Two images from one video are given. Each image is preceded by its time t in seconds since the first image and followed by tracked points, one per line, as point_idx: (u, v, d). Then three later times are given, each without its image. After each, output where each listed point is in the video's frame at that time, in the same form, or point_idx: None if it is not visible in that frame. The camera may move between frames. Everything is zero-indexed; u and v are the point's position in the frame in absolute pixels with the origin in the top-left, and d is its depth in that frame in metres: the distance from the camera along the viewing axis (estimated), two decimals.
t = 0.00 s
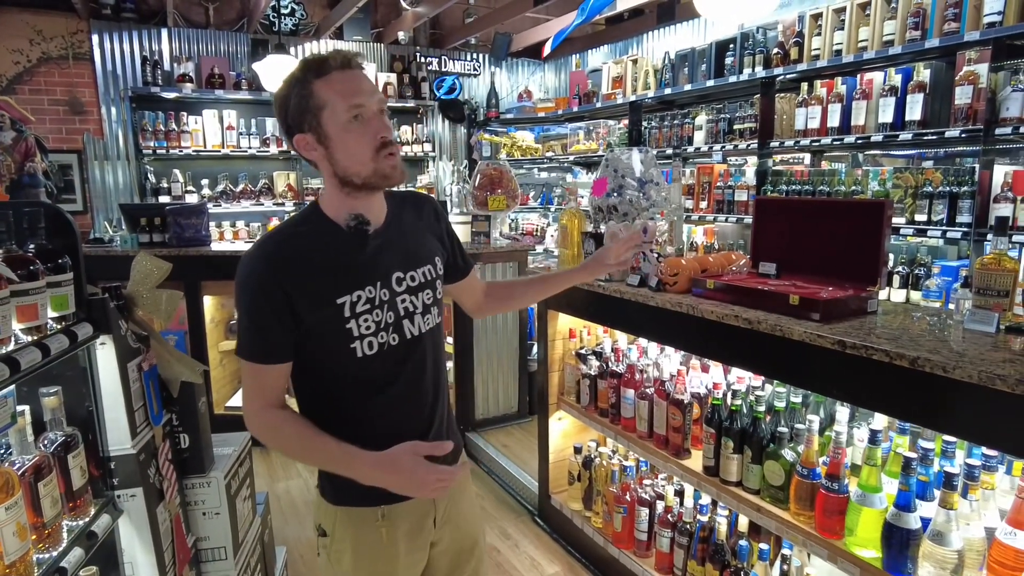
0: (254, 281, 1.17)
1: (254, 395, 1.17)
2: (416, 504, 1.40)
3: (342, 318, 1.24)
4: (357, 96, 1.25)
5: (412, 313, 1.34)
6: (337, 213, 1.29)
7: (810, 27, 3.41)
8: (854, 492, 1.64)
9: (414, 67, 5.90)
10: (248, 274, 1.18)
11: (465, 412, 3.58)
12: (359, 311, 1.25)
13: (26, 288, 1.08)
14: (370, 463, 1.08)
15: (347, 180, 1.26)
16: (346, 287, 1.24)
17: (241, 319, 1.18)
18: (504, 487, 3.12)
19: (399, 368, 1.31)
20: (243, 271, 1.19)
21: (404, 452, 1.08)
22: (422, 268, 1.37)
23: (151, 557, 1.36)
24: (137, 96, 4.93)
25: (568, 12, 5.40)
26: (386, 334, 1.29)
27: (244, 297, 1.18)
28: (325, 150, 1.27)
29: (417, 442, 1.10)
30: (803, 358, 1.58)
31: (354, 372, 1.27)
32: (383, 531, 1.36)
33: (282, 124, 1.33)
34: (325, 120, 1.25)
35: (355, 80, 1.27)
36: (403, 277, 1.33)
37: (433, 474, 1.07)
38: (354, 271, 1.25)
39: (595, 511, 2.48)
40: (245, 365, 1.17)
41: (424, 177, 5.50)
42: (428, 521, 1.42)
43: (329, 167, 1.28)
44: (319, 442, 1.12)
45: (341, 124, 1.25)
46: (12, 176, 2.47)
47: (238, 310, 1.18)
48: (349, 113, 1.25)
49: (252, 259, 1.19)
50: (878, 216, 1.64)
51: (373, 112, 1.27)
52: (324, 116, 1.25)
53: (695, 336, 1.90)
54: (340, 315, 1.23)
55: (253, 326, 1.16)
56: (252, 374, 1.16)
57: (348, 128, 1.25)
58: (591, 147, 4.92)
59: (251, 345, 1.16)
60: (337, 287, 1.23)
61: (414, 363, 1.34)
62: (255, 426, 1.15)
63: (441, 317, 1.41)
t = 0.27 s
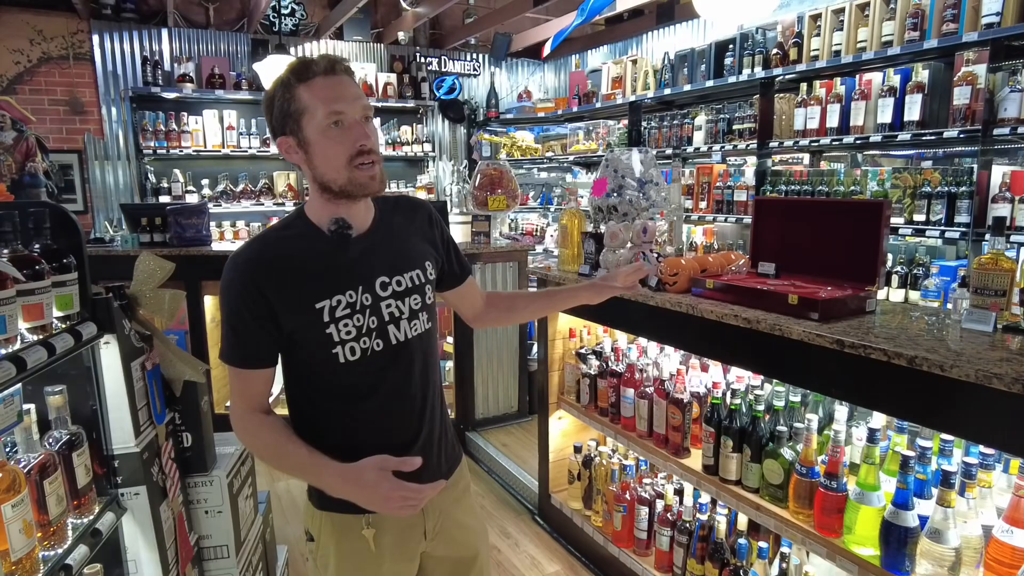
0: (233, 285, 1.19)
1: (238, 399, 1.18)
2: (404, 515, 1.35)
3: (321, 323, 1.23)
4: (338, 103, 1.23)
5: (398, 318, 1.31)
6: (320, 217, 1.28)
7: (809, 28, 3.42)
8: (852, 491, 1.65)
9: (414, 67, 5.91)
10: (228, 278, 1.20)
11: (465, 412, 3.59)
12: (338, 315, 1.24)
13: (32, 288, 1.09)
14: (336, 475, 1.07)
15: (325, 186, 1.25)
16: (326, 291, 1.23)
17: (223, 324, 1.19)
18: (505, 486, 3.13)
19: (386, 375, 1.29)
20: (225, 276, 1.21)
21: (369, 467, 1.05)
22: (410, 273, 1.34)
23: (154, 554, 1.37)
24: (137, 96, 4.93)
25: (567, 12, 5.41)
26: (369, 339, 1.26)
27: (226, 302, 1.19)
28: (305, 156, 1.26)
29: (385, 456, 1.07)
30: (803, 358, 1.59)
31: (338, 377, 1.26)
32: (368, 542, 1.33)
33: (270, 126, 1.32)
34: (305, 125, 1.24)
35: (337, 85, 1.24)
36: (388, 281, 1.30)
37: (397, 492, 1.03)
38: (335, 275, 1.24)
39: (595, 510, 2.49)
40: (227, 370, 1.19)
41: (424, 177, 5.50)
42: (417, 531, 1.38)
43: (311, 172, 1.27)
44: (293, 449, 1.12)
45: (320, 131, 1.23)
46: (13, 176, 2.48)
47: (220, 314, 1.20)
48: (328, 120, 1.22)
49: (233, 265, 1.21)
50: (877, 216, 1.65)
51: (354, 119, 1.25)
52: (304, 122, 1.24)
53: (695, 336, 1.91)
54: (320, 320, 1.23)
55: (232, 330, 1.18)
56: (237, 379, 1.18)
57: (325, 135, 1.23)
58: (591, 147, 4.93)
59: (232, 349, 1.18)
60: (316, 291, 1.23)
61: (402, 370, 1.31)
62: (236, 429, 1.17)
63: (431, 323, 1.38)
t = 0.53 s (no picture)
0: (230, 283, 1.21)
1: (239, 394, 1.22)
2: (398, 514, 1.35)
3: (316, 321, 1.24)
4: (341, 103, 1.24)
5: (394, 318, 1.30)
6: (320, 217, 1.29)
7: (807, 29, 3.44)
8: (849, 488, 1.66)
9: (414, 67, 5.93)
10: (226, 276, 1.22)
11: (466, 411, 3.61)
12: (333, 314, 1.25)
13: (40, 287, 1.10)
14: (324, 471, 1.10)
15: (326, 185, 1.26)
16: (321, 290, 1.24)
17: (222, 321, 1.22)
18: (505, 485, 3.14)
19: (381, 374, 1.29)
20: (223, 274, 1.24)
21: (355, 467, 1.08)
22: (407, 272, 1.34)
23: (158, 551, 1.38)
24: (138, 96, 4.95)
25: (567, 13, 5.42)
26: (364, 338, 1.27)
27: (224, 300, 1.22)
28: (307, 156, 1.28)
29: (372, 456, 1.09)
30: (801, 356, 1.60)
31: (334, 375, 1.27)
32: (361, 541, 1.33)
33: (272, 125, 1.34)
34: (308, 125, 1.25)
35: (341, 87, 1.26)
36: (383, 281, 1.31)
37: (381, 492, 1.05)
38: (330, 274, 1.25)
39: (595, 509, 2.50)
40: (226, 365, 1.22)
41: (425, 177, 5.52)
42: (413, 531, 1.38)
43: (311, 172, 1.29)
44: (288, 444, 1.15)
45: (323, 130, 1.24)
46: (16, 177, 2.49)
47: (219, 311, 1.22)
48: (331, 120, 1.24)
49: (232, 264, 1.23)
50: (874, 216, 1.66)
51: (357, 120, 1.26)
52: (307, 121, 1.25)
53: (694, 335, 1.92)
54: (315, 318, 1.24)
55: (229, 327, 1.20)
56: (236, 374, 1.21)
57: (328, 134, 1.24)
58: (591, 147, 4.95)
59: (229, 346, 1.20)
60: (311, 290, 1.24)
61: (397, 370, 1.31)
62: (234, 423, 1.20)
63: (428, 323, 1.37)
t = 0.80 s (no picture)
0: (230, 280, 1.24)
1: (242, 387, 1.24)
2: (400, 506, 1.37)
3: (313, 317, 1.26)
4: (348, 105, 1.26)
5: (390, 314, 1.32)
6: (320, 215, 1.32)
7: (805, 29, 3.45)
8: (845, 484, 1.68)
9: (414, 68, 5.94)
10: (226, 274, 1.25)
11: (466, 410, 3.63)
12: (329, 310, 1.26)
13: (47, 285, 1.12)
14: (325, 460, 1.13)
15: (328, 183, 1.27)
16: (319, 286, 1.26)
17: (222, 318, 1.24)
18: (505, 483, 3.16)
19: (378, 370, 1.30)
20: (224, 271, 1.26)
21: (353, 457, 1.10)
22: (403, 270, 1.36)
23: (163, 545, 1.41)
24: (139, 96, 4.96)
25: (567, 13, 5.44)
26: (361, 334, 1.29)
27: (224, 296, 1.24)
28: (313, 155, 1.29)
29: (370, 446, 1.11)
30: (798, 354, 1.62)
31: (332, 371, 1.29)
32: (364, 533, 1.35)
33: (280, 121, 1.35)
34: (314, 123, 1.27)
35: (349, 90, 1.27)
36: (380, 278, 1.32)
37: (378, 476, 1.07)
38: (327, 271, 1.27)
39: (594, 506, 2.52)
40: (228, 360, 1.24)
41: (424, 177, 5.54)
42: (414, 523, 1.40)
43: (314, 171, 1.30)
44: (291, 434, 1.18)
45: (329, 131, 1.26)
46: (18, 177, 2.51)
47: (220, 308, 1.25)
48: (337, 121, 1.25)
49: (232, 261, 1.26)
50: (869, 216, 1.69)
51: (363, 122, 1.28)
52: (314, 120, 1.27)
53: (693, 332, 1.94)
54: (311, 314, 1.26)
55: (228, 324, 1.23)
56: (239, 367, 1.24)
57: (333, 134, 1.26)
58: (590, 147, 4.97)
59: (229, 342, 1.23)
60: (308, 287, 1.26)
61: (394, 366, 1.32)
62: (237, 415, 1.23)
63: (425, 320, 1.38)
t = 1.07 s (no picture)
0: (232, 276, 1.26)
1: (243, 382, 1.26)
2: (402, 502, 1.38)
3: (311, 314, 1.27)
4: (347, 103, 1.27)
5: (388, 313, 1.33)
6: (320, 213, 1.33)
7: (803, 29, 3.46)
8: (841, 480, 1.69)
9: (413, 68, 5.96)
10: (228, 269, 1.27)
11: (465, 409, 3.65)
12: (327, 308, 1.28)
13: (51, 282, 1.14)
14: (321, 455, 1.14)
15: (326, 181, 1.28)
16: (319, 283, 1.28)
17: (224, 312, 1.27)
18: (503, 482, 3.17)
19: (375, 369, 1.31)
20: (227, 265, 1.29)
21: (349, 453, 1.11)
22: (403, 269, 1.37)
23: (164, 542, 1.42)
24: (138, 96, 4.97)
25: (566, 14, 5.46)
26: (358, 332, 1.30)
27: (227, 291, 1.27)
28: (312, 153, 1.30)
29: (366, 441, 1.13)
30: (794, 352, 1.64)
31: (331, 367, 1.30)
32: (365, 528, 1.36)
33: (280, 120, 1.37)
34: (314, 122, 1.28)
35: (347, 88, 1.29)
36: (379, 277, 1.33)
37: (373, 474, 1.08)
38: (327, 269, 1.29)
39: (593, 504, 2.53)
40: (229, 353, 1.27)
41: (423, 177, 5.55)
42: (416, 518, 1.41)
43: (313, 169, 1.32)
44: (289, 429, 1.20)
45: (328, 129, 1.27)
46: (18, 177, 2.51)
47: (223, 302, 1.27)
48: (336, 119, 1.27)
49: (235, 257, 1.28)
50: (865, 214, 1.70)
51: (361, 120, 1.29)
52: (313, 118, 1.28)
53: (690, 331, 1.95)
54: (310, 311, 1.27)
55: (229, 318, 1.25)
56: (240, 362, 1.26)
57: (332, 132, 1.27)
58: (589, 147, 4.99)
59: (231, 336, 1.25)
60: (307, 284, 1.27)
61: (392, 364, 1.33)
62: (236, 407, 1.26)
63: (422, 319, 1.39)
